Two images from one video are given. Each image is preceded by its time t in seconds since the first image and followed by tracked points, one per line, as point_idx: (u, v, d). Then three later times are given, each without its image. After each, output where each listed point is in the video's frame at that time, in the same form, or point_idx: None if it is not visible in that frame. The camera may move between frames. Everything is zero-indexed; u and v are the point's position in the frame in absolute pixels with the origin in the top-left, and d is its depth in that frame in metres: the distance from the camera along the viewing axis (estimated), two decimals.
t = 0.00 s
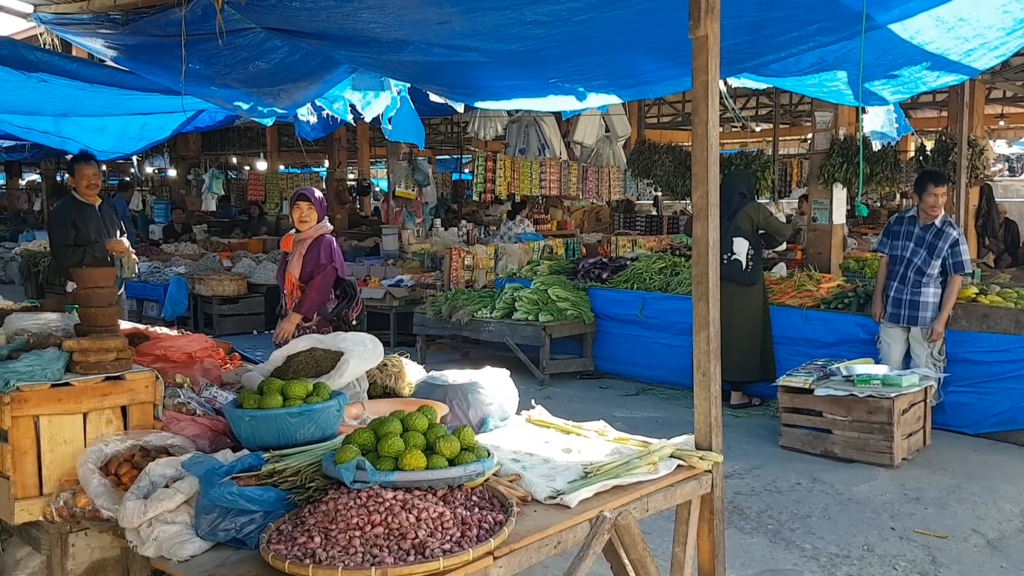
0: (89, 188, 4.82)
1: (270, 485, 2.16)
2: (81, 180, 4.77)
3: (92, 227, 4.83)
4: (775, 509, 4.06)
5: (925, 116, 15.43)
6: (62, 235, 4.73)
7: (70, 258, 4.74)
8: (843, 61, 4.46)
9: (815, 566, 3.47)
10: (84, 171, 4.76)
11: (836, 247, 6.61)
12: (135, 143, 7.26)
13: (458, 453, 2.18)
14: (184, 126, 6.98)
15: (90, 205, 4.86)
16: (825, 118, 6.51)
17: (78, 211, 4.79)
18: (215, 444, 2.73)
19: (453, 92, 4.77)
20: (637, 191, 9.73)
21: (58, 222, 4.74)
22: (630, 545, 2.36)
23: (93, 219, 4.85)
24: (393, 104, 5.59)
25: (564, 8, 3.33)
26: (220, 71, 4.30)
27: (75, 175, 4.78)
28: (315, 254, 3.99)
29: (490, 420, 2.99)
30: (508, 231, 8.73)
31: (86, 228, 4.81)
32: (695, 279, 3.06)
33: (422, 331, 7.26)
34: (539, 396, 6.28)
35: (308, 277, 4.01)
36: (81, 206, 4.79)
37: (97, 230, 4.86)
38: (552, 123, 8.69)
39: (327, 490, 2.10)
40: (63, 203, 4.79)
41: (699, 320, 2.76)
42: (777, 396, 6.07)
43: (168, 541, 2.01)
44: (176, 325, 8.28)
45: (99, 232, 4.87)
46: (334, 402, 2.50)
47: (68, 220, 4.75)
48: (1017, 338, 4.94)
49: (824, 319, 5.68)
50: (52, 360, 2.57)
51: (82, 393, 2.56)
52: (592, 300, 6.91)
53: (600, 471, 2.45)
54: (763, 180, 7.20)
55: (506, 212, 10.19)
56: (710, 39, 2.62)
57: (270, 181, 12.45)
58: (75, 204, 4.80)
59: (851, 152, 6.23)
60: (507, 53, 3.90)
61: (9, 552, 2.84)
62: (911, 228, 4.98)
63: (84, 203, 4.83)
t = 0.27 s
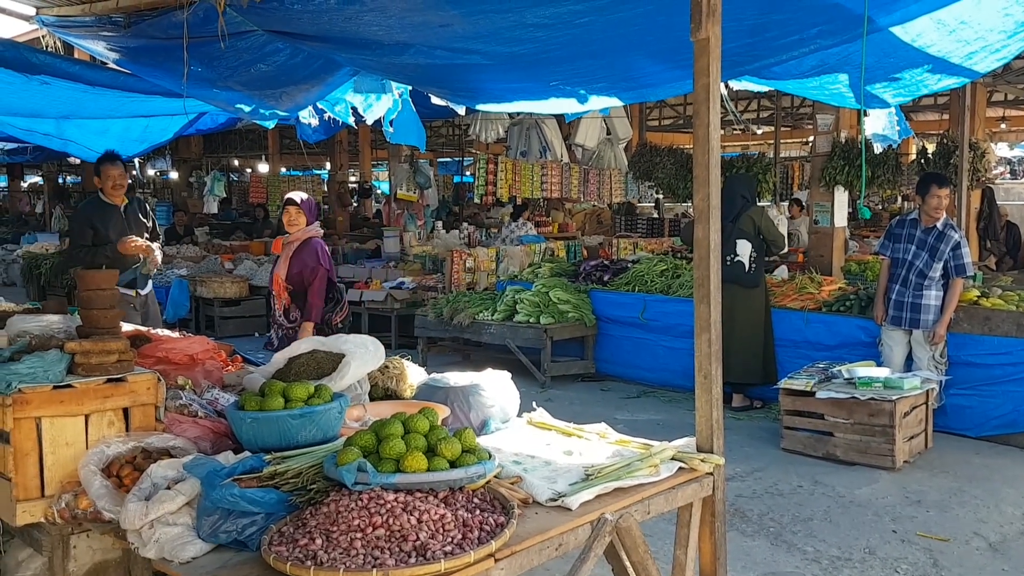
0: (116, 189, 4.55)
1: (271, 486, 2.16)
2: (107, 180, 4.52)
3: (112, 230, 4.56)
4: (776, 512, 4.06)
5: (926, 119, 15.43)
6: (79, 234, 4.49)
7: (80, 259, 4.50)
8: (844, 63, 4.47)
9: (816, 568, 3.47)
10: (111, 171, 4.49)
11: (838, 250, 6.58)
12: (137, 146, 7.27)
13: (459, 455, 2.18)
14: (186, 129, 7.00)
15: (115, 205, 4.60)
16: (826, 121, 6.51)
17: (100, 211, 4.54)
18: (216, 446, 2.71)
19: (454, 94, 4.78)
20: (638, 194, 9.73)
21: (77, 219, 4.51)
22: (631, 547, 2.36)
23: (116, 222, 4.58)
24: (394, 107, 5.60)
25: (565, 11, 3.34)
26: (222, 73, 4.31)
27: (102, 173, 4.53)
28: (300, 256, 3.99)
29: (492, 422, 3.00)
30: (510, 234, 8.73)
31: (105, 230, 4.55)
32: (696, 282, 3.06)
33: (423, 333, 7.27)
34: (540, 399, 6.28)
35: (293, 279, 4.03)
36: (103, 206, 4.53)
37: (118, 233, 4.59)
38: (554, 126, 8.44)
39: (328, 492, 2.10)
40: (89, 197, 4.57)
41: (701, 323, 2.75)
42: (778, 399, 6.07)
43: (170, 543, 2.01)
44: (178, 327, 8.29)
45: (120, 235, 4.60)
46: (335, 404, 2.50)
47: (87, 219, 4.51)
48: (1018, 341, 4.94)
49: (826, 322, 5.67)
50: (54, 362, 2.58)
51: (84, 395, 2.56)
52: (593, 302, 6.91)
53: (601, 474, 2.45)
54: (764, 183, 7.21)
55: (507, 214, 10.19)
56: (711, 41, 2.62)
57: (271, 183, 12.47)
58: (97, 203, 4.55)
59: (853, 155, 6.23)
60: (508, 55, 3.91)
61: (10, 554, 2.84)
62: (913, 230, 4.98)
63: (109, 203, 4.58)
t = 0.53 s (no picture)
0: (131, 193, 4.60)
1: (272, 488, 2.16)
2: (123, 184, 4.56)
3: (125, 232, 4.64)
4: (777, 514, 4.06)
5: (927, 120, 15.43)
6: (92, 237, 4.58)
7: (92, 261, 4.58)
8: (845, 65, 4.47)
9: (817, 570, 3.47)
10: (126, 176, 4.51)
11: (839, 251, 6.60)
12: (138, 147, 7.28)
13: (460, 457, 2.18)
14: (187, 130, 7.00)
15: (130, 208, 4.68)
16: (827, 123, 6.51)
17: (114, 214, 4.61)
18: (217, 447, 2.73)
19: (455, 96, 4.78)
20: (639, 195, 9.74)
21: (93, 221, 4.59)
22: (631, 549, 2.36)
23: (131, 225, 4.65)
24: (395, 108, 5.61)
25: (566, 13, 3.35)
26: (224, 75, 4.31)
27: (120, 177, 4.56)
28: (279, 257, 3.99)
29: (492, 423, 2.99)
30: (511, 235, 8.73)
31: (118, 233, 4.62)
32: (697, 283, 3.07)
33: (424, 335, 7.27)
34: (541, 400, 6.28)
35: (272, 278, 4.05)
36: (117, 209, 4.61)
37: (132, 235, 4.66)
38: (554, 127, 8.34)
39: (328, 493, 2.10)
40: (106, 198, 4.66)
41: (702, 324, 2.75)
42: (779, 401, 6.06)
43: (170, 544, 2.01)
44: (179, 328, 8.29)
45: (134, 238, 4.66)
46: (336, 405, 2.51)
47: (101, 222, 4.59)
48: (1019, 343, 4.94)
49: (827, 323, 5.67)
50: (56, 364, 2.61)
51: (85, 396, 2.56)
52: (594, 304, 6.91)
53: (602, 475, 2.45)
54: (765, 184, 7.21)
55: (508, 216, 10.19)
56: (712, 44, 2.62)
57: (272, 184, 12.48)
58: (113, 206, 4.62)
59: (853, 157, 6.23)
60: (509, 57, 3.91)
61: (11, 555, 2.84)
62: (914, 232, 4.98)
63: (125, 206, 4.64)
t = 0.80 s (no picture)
0: (138, 190, 4.60)
1: (272, 488, 2.16)
2: (130, 181, 4.55)
3: (132, 230, 4.65)
4: (777, 515, 4.06)
5: (927, 121, 15.45)
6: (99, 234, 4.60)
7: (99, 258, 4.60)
8: (846, 66, 4.47)
9: (817, 570, 3.47)
10: (132, 173, 4.50)
11: (839, 252, 6.60)
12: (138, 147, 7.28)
13: (460, 457, 2.18)
14: (188, 131, 7.00)
15: (137, 205, 4.69)
16: (828, 123, 6.51)
17: (121, 211, 4.63)
18: (218, 447, 2.73)
19: (455, 97, 4.79)
20: (639, 196, 9.75)
21: (99, 219, 4.61)
22: (632, 549, 2.36)
23: (138, 222, 4.66)
24: (396, 109, 5.61)
25: (567, 14, 3.35)
26: (224, 75, 4.31)
27: (127, 174, 4.56)
28: (242, 256, 4.07)
29: (492, 424, 2.99)
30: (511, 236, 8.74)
31: (125, 231, 4.63)
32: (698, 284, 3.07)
33: (425, 335, 7.27)
34: (541, 400, 6.28)
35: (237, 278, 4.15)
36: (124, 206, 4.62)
37: (139, 233, 4.67)
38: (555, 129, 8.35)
39: (329, 493, 2.10)
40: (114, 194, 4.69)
41: (702, 325, 2.75)
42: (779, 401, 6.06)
43: (171, 544, 2.01)
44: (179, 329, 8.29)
45: (141, 235, 4.67)
46: (337, 405, 2.51)
47: (109, 219, 4.61)
48: (1019, 344, 4.94)
49: (827, 324, 5.67)
50: (56, 364, 2.60)
51: (85, 396, 2.56)
52: (594, 304, 6.91)
53: (602, 475, 2.45)
54: (765, 185, 7.22)
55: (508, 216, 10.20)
56: (712, 44, 2.62)
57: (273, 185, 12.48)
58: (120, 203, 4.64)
59: (853, 157, 6.23)
60: (510, 58, 3.92)
61: (12, 555, 2.84)
62: (915, 232, 4.98)
63: (131, 203, 4.66)
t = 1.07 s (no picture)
0: (147, 189, 4.66)
1: (273, 488, 2.16)
2: (140, 180, 4.61)
3: (138, 229, 4.70)
4: (777, 515, 4.06)
5: (927, 122, 15.45)
6: (105, 232, 4.63)
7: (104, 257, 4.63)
8: (845, 67, 4.47)
9: (817, 571, 3.47)
10: (142, 172, 4.57)
11: (839, 253, 6.61)
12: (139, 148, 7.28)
13: (460, 457, 2.19)
14: (188, 131, 7.01)
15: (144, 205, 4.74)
16: (828, 124, 6.51)
17: (128, 209, 4.67)
18: (218, 448, 2.73)
19: (455, 98, 4.79)
20: (639, 197, 9.75)
21: (105, 218, 4.65)
22: (632, 550, 2.36)
23: (145, 221, 4.71)
24: (396, 109, 5.61)
25: (567, 14, 3.35)
26: (224, 75, 4.32)
27: (136, 173, 4.62)
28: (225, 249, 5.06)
29: (492, 424, 2.99)
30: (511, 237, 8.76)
31: (131, 230, 4.68)
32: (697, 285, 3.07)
33: (425, 336, 7.27)
34: (541, 401, 6.29)
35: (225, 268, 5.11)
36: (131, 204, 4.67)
37: (145, 232, 4.72)
38: (555, 130, 8.40)
39: (329, 493, 2.10)
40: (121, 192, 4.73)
41: (702, 325, 2.76)
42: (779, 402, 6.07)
43: (171, 544, 2.02)
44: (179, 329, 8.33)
45: (147, 235, 4.72)
46: (337, 406, 2.51)
47: (115, 218, 4.64)
48: (1019, 345, 4.94)
49: (827, 325, 5.68)
50: (57, 364, 2.60)
51: (86, 396, 2.56)
52: (594, 305, 6.91)
53: (602, 476, 2.45)
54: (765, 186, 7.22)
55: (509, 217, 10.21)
56: (712, 45, 2.63)
57: (273, 186, 12.49)
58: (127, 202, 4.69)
59: (854, 158, 6.23)
60: (510, 59, 3.92)
61: (12, 555, 2.84)
62: (913, 233, 4.99)
63: (139, 202, 4.71)
